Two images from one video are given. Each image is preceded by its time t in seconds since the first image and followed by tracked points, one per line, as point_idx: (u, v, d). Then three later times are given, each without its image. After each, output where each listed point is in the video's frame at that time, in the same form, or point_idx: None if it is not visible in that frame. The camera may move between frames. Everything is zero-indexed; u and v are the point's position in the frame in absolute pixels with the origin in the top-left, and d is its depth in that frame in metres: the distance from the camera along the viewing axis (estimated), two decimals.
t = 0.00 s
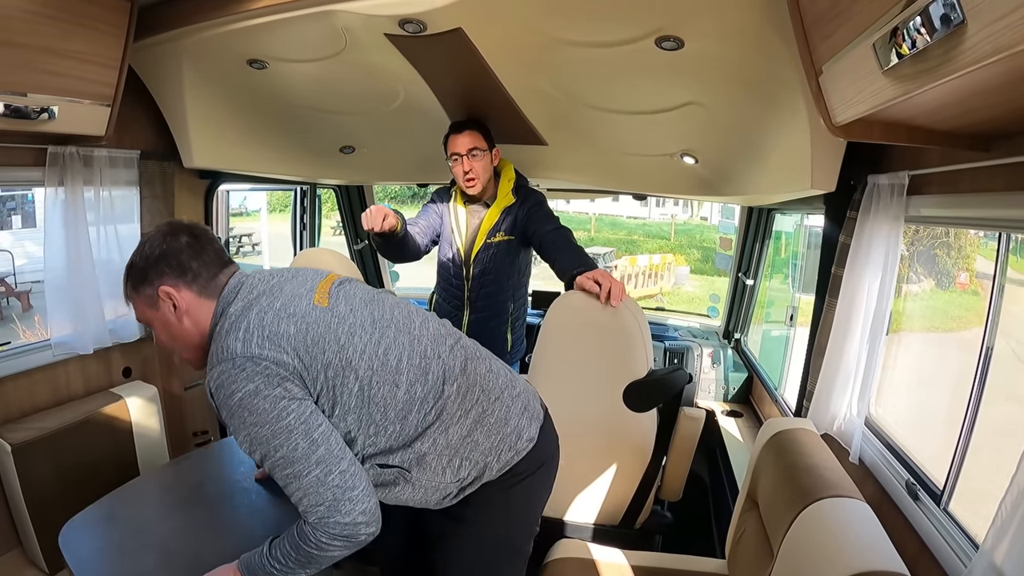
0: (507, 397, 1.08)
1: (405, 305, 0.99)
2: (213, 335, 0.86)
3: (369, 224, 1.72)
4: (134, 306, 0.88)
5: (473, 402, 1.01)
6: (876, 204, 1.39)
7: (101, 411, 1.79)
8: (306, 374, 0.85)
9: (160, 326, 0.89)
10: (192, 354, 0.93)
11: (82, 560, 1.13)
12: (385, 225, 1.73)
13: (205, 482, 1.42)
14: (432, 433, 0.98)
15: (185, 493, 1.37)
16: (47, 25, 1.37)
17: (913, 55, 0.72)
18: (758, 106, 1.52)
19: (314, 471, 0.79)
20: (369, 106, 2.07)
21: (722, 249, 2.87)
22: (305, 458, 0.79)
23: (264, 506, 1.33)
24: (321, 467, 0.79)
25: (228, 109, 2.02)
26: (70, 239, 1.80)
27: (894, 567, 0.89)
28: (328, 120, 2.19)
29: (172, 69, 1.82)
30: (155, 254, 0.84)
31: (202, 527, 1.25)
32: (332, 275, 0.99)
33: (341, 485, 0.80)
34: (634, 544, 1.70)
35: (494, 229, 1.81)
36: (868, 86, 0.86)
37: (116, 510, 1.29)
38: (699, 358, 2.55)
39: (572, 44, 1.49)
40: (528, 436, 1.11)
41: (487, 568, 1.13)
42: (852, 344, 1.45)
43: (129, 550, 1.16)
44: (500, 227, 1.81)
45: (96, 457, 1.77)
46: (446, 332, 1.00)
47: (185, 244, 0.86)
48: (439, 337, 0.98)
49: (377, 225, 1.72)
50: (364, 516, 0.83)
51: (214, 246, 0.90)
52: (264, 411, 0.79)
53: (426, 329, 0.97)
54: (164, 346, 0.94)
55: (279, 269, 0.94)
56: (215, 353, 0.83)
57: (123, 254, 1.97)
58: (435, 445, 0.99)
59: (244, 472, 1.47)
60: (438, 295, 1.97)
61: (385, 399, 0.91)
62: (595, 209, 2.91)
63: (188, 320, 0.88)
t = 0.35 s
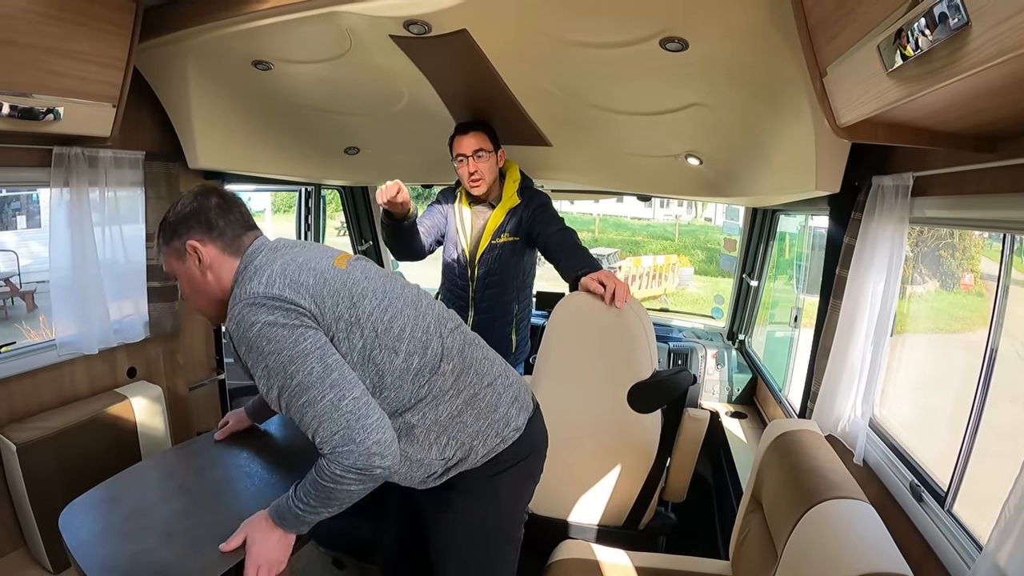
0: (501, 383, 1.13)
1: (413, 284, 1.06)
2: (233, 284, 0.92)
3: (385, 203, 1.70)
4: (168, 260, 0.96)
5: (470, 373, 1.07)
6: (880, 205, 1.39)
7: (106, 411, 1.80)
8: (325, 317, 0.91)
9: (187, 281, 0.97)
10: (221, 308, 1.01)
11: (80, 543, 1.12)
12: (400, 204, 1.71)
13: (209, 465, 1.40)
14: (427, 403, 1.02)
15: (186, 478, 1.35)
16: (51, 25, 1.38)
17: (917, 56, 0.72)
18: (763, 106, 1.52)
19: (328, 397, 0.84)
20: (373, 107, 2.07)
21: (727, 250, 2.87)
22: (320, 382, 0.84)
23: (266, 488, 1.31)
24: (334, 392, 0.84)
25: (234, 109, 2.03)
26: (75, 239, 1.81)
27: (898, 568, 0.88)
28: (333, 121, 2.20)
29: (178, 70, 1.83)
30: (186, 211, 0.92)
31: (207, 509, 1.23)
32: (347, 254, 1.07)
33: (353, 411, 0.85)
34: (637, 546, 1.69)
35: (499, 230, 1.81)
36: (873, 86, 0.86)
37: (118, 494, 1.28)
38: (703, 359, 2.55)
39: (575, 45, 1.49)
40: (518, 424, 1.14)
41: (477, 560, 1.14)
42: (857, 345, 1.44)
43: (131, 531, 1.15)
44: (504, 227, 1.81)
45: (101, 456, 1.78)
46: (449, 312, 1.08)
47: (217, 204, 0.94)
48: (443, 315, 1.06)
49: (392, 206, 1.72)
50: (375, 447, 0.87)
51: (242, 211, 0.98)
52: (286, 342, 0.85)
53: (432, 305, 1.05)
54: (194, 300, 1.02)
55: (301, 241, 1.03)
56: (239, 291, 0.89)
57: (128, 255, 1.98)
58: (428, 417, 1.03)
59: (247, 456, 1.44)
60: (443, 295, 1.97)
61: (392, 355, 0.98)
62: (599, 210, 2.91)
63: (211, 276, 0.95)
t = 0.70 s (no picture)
0: (523, 370, 1.15)
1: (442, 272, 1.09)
2: (275, 253, 0.90)
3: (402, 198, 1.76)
4: (200, 206, 0.87)
5: (495, 366, 1.09)
6: (886, 205, 1.39)
7: (111, 408, 1.81)
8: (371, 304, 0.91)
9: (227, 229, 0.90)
10: (253, 266, 0.94)
11: (83, 540, 1.13)
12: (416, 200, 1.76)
13: (214, 464, 1.40)
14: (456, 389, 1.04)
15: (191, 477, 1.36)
16: (57, 24, 1.39)
17: (924, 56, 0.72)
18: (768, 106, 1.52)
19: (372, 394, 0.84)
20: (379, 106, 2.08)
21: (732, 249, 2.87)
22: (366, 379, 0.84)
23: (271, 488, 1.31)
24: (379, 392, 0.85)
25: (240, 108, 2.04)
26: (80, 237, 1.82)
27: (898, 565, 0.89)
28: (338, 119, 2.21)
29: (184, 70, 1.84)
30: (241, 160, 0.91)
31: (214, 509, 1.23)
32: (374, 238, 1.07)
33: (394, 410, 0.86)
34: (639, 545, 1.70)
35: (504, 228, 1.81)
36: (879, 87, 0.86)
37: (123, 492, 1.30)
38: (708, 358, 2.55)
39: (580, 44, 1.49)
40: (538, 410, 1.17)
41: (487, 547, 1.12)
42: (862, 344, 1.44)
43: (135, 531, 1.16)
44: (509, 225, 1.81)
45: (106, 453, 1.79)
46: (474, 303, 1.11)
47: (256, 160, 0.93)
48: (469, 305, 1.08)
49: (405, 197, 1.75)
50: (407, 445, 0.89)
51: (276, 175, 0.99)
52: (337, 330, 0.83)
53: (461, 295, 1.07)
54: (215, 261, 0.92)
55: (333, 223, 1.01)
56: (287, 268, 0.86)
57: (132, 253, 1.99)
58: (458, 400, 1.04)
59: (251, 455, 1.45)
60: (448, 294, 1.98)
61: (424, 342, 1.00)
62: (604, 209, 2.91)
63: (263, 226, 0.91)
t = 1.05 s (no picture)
0: (577, 399, 1.11)
1: (485, 312, 1.03)
2: (308, 331, 0.85)
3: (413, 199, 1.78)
4: (215, 299, 0.78)
5: (546, 412, 1.04)
6: (889, 208, 1.39)
7: (112, 406, 1.81)
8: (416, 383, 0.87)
9: (252, 316, 0.81)
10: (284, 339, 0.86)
11: (84, 534, 1.14)
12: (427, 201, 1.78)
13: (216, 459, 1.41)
14: (511, 433, 1.01)
15: (194, 473, 1.36)
16: (61, 21, 1.39)
17: (929, 61, 0.72)
18: (773, 108, 1.51)
19: (419, 488, 0.85)
20: (383, 106, 2.08)
21: (734, 251, 2.86)
22: (413, 475, 0.84)
23: (272, 487, 1.31)
24: (425, 486, 0.85)
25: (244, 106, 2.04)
26: (83, 235, 1.83)
27: (897, 567, 0.89)
28: (342, 118, 2.21)
29: (189, 67, 1.84)
30: (244, 234, 0.81)
31: (214, 506, 1.24)
32: (411, 280, 1.00)
33: (438, 499, 0.88)
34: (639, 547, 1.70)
35: (507, 229, 1.81)
36: (885, 91, 0.86)
37: (126, 487, 1.30)
38: (709, 360, 2.55)
39: (585, 45, 1.49)
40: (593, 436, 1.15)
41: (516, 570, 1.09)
42: (864, 347, 1.44)
43: (135, 526, 1.16)
44: (512, 227, 1.81)
45: (107, 450, 1.80)
46: (521, 340, 1.06)
47: (256, 226, 0.84)
48: (517, 345, 1.04)
49: (416, 197, 1.78)
50: (444, 522, 0.93)
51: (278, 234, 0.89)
52: (385, 429, 0.81)
53: (508, 337, 1.03)
54: (244, 350, 0.83)
55: (368, 274, 0.94)
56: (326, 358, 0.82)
57: (135, 251, 2.00)
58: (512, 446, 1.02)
59: (255, 453, 1.45)
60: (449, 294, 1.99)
61: (473, 398, 0.97)
62: (606, 209, 2.91)
63: (285, 300, 0.83)
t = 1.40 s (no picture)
0: (640, 466, 1.11)
1: (550, 401, 1.00)
2: (382, 465, 0.83)
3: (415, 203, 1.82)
4: (290, 480, 0.75)
5: (618, 486, 1.05)
6: (892, 211, 1.39)
7: (113, 404, 1.81)
8: (505, 502, 0.83)
9: (327, 478, 0.77)
10: (368, 481, 0.82)
11: (86, 533, 1.14)
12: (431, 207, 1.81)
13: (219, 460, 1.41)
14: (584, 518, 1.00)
15: (197, 474, 1.36)
16: (64, 19, 1.39)
17: (935, 64, 0.72)
18: (776, 110, 1.51)
19: None
20: (385, 106, 2.08)
21: (735, 254, 2.86)
22: None
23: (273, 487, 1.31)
24: None
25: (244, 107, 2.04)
26: (86, 234, 1.83)
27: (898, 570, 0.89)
28: (345, 119, 2.21)
29: (193, 66, 1.85)
30: (289, 399, 0.76)
31: (217, 506, 1.24)
32: (469, 381, 0.95)
33: None
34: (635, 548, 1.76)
35: (509, 231, 1.81)
36: (889, 94, 0.86)
37: (126, 488, 1.30)
38: (710, 362, 2.55)
39: (589, 46, 1.49)
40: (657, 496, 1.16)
41: None
42: (866, 349, 1.44)
43: (135, 527, 1.16)
44: (514, 227, 1.82)
45: (108, 449, 1.80)
46: (588, 423, 1.03)
47: (296, 390, 0.78)
48: (585, 430, 1.01)
49: (418, 201, 1.81)
50: None
51: (322, 378, 0.83)
52: (483, 558, 0.76)
53: (575, 424, 1.00)
54: (336, 505, 0.81)
55: (423, 389, 0.89)
56: (419, 483, 0.77)
57: (137, 251, 1.99)
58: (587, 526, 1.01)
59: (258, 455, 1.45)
60: (450, 296, 1.99)
61: (554, 494, 0.94)
62: (607, 211, 2.89)
63: (354, 451, 0.79)
